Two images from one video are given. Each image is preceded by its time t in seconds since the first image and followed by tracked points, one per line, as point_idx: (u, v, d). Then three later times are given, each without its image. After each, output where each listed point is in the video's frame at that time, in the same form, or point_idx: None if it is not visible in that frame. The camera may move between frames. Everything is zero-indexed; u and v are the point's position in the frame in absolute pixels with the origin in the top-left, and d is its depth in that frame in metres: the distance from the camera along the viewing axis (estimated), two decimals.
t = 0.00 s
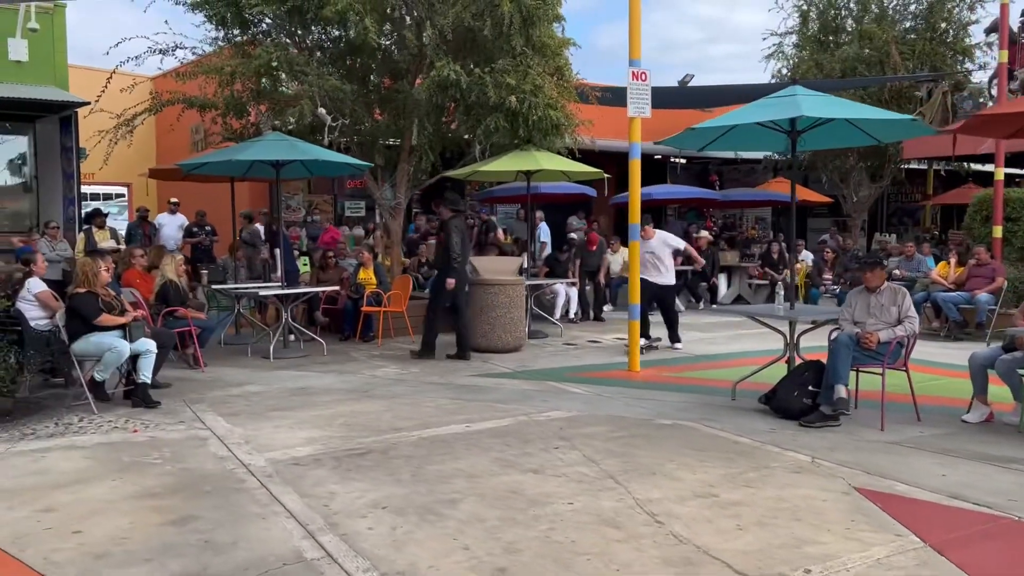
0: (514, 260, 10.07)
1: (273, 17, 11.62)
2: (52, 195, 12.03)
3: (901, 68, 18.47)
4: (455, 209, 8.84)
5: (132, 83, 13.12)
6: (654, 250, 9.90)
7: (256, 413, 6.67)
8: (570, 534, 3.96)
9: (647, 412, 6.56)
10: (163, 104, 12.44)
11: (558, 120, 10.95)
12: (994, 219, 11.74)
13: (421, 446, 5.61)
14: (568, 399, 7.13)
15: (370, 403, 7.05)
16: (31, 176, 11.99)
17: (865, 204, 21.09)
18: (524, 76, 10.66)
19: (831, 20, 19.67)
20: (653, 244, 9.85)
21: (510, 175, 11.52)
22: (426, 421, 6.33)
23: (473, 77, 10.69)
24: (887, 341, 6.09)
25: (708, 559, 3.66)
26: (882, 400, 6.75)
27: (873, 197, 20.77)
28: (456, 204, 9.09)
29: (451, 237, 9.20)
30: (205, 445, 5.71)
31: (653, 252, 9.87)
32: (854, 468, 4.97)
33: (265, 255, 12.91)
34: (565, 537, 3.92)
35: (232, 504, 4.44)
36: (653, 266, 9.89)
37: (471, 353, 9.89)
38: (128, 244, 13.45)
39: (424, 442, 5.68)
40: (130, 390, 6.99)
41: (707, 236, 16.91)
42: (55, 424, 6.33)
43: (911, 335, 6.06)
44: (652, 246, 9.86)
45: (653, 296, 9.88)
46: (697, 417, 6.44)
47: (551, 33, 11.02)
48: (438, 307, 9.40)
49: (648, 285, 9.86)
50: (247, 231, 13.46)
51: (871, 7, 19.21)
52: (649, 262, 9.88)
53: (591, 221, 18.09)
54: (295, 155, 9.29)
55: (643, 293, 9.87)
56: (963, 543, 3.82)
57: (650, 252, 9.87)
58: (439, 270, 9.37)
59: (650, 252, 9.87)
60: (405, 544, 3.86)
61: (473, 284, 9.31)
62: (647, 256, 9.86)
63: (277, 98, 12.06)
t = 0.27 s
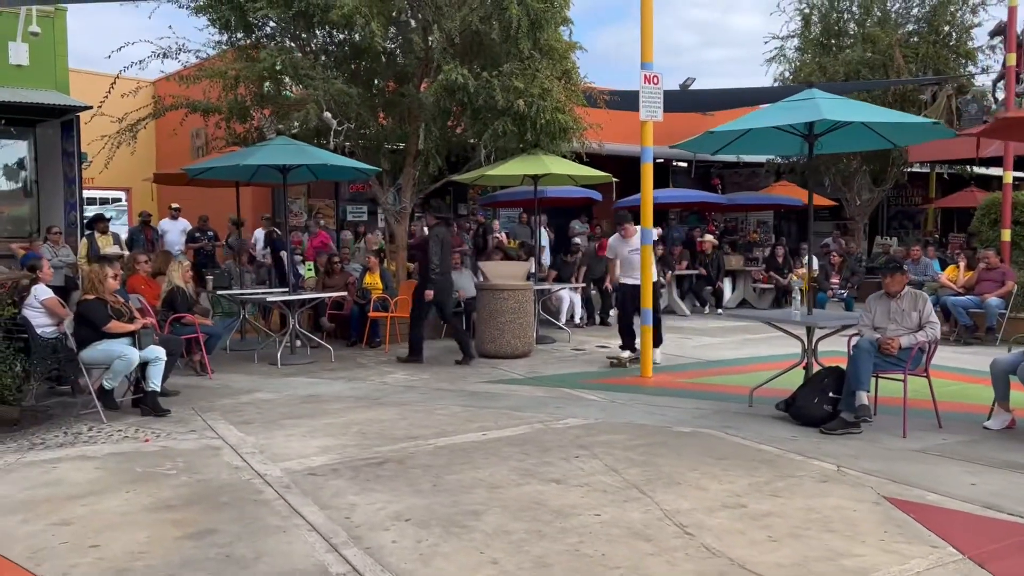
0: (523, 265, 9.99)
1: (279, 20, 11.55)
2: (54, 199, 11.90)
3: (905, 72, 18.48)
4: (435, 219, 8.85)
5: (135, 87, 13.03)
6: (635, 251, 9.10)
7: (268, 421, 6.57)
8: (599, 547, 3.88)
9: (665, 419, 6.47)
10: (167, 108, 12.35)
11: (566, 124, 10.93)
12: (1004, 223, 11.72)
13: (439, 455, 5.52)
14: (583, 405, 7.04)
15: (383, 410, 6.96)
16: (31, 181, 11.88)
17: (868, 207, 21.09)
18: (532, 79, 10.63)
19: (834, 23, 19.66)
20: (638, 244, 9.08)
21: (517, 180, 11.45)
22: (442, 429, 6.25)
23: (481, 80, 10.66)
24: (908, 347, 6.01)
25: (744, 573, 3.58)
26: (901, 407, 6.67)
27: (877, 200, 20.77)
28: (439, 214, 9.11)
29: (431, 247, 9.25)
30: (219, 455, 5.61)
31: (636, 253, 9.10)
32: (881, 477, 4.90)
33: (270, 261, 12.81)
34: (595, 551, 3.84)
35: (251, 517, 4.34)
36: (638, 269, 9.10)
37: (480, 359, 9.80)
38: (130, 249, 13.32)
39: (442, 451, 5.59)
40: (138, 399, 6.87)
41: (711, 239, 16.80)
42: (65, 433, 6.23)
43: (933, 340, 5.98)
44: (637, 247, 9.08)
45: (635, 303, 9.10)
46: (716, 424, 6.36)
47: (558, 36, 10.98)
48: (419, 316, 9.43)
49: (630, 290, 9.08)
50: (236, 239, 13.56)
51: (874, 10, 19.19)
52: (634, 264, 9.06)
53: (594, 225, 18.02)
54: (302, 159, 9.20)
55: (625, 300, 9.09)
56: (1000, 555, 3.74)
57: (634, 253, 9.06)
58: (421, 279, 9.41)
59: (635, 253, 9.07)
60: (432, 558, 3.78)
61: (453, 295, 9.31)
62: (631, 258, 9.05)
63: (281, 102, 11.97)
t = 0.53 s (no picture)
0: (525, 269, 9.94)
1: (277, 23, 11.50)
2: (49, 203, 11.78)
3: (900, 76, 18.57)
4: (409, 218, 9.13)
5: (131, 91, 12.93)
6: (612, 263, 8.28)
7: (273, 429, 6.49)
8: (620, 557, 3.83)
9: (674, 425, 6.43)
10: (164, 111, 12.26)
11: (566, 128, 10.95)
12: (1003, 227, 11.77)
13: (450, 462, 5.46)
14: (590, 411, 6.99)
15: (388, 417, 6.89)
16: (25, 185, 11.83)
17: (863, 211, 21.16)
18: (534, 84, 10.68)
19: (829, 28, 19.73)
20: (615, 255, 8.25)
21: (517, 184, 11.44)
22: (449, 436, 6.20)
23: (482, 84, 10.69)
24: (918, 353, 5.99)
25: None
26: (910, 413, 6.66)
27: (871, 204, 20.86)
28: (417, 216, 9.40)
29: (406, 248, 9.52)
30: (226, 463, 5.53)
31: (612, 265, 8.26)
32: (896, 483, 4.87)
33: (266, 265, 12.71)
34: (616, 561, 3.79)
35: (264, 527, 4.28)
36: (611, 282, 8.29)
37: (482, 364, 9.76)
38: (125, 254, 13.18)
39: (451, 459, 5.54)
40: (142, 405, 6.80)
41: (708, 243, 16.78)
42: (66, 442, 6.13)
43: (943, 346, 5.96)
44: (613, 258, 8.25)
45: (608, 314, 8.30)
46: (725, 430, 6.32)
47: (559, 41, 10.99)
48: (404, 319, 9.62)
49: (603, 301, 8.28)
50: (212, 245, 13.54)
51: (869, 15, 19.26)
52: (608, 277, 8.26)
53: (591, 229, 17.98)
54: (302, 163, 9.14)
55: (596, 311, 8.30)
56: None
57: (610, 265, 8.25)
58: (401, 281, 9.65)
59: (610, 265, 8.27)
60: (451, 569, 3.72)
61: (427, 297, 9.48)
62: (607, 270, 8.26)
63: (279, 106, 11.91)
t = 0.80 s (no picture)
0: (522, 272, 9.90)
1: (272, 24, 11.43)
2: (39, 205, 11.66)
3: (890, 80, 18.71)
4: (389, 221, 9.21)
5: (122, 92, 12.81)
6: (569, 255, 7.81)
7: (275, 432, 6.43)
8: (637, 560, 3.82)
9: (678, 428, 6.43)
10: (157, 112, 12.16)
11: (563, 131, 10.95)
12: (997, 230, 11.86)
13: (456, 466, 5.43)
14: (593, 414, 6.97)
15: (390, 420, 6.85)
16: (13, 187, 11.72)
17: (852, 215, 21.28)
18: (531, 87, 10.72)
19: (819, 32, 19.82)
20: (571, 248, 7.78)
21: (513, 186, 11.43)
22: (454, 439, 6.16)
23: (479, 87, 10.71)
24: (922, 355, 6.02)
25: None
26: (913, 415, 6.68)
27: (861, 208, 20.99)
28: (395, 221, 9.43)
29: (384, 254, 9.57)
30: (230, 467, 5.48)
31: (568, 258, 7.79)
32: (906, 486, 4.88)
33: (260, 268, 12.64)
34: (633, 565, 3.77)
35: (275, 532, 4.24)
36: (566, 277, 7.82)
37: (479, 367, 9.72)
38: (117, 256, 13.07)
39: (458, 462, 5.50)
40: (141, 409, 6.73)
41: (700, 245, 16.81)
42: (65, 446, 6.06)
43: (946, 349, 5.99)
44: (569, 250, 7.77)
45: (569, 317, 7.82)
46: (729, 433, 6.32)
47: (555, 43, 11.00)
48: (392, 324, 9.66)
49: (561, 298, 7.80)
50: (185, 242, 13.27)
51: (858, 20, 19.38)
52: (563, 271, 7.80)
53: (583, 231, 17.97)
54: (299, 165, 9.08)
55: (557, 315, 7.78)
56: None
57: (565, 258, 7.77)
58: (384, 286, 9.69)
59: (565, 257, 7.79)
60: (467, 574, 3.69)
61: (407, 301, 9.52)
62: (562, 263, 7.79)
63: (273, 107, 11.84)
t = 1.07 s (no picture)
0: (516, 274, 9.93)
1: (265, 24, 11.39)
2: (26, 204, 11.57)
3: (875, 85, 18.93)
4: (374, 222, 9.51)
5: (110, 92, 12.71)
6: (522, 256, 7.25)
7: (272, 434, 6.42)
8: (642, 560, 3.85)
9: (674, 430, 6.47)
10: (147, 112, 12.09)
11: (555, 133, 11.07)
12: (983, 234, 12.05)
13: (456, 467, 5.45)
14: (589, 416, 7.01)
15: (387, 422, 6.85)
16: None
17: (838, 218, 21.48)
18: (524, 90, 10.79)
19: (805, 37, 19.98)
20: (525, 247, 7.25)
21: (505, 189, 11.47)
22: (451, 441, 6.18)
23: (472, 89, 10.76)
24: (915, 357, 6.11)
25: None
26: (905, 417, 6.77)
27: (846, 211, 21.19)
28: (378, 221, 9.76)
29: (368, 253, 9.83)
30: (228, 468, 5.47)
31: (520, 258, 7.24)
32: (901, 486, 4.95)
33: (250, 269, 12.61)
34: (638, 564, 3.80)
35: (279, 533, 4.24)
36: (518, 279, 7.24)
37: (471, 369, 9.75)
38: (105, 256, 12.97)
39: (457, 463, 5.53)
40: (136, 411, 6.71)
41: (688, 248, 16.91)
42: (61, 447, 6.03)
43: (939, 351, 6.08)
44: (523, 250, 7.24)
45: (523, 325, 7.28)
46: (725, 434, 6.37)
47: (548, 46, 11.06)
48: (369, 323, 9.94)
49: (511, 302, 7.23)
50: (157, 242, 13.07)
51: (844, 25, 19.56)
52: (514, 272, 7.23)
53: (571, 233, 18.01)
54: (293, 166, 9.06)
55: (511, 323, 7.25)
56: None
57: (519, 258, 7.22)
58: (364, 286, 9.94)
59: (519, 257, 7.24)
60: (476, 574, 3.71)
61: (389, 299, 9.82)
62: (514, 263, 7.22)
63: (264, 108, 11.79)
